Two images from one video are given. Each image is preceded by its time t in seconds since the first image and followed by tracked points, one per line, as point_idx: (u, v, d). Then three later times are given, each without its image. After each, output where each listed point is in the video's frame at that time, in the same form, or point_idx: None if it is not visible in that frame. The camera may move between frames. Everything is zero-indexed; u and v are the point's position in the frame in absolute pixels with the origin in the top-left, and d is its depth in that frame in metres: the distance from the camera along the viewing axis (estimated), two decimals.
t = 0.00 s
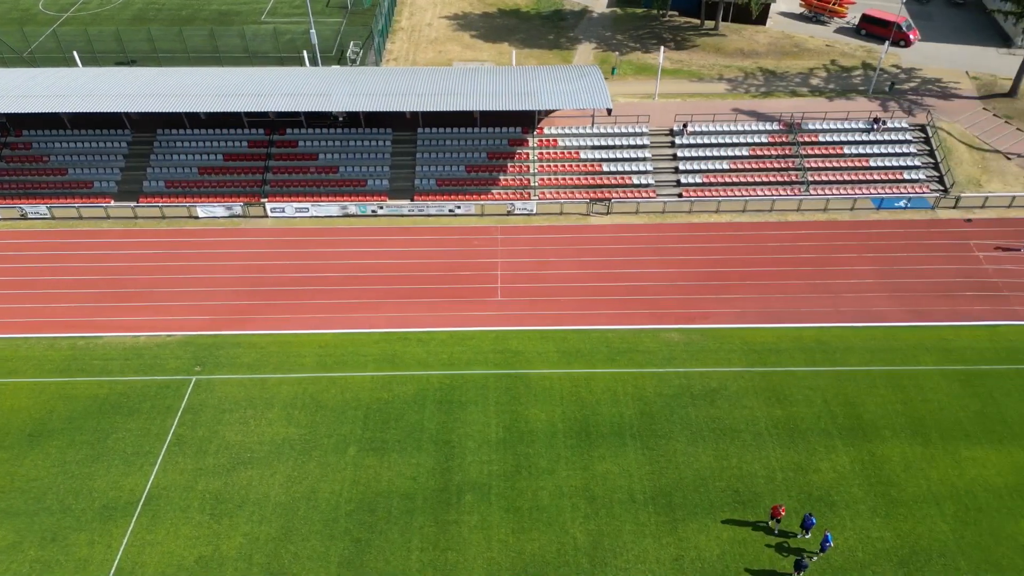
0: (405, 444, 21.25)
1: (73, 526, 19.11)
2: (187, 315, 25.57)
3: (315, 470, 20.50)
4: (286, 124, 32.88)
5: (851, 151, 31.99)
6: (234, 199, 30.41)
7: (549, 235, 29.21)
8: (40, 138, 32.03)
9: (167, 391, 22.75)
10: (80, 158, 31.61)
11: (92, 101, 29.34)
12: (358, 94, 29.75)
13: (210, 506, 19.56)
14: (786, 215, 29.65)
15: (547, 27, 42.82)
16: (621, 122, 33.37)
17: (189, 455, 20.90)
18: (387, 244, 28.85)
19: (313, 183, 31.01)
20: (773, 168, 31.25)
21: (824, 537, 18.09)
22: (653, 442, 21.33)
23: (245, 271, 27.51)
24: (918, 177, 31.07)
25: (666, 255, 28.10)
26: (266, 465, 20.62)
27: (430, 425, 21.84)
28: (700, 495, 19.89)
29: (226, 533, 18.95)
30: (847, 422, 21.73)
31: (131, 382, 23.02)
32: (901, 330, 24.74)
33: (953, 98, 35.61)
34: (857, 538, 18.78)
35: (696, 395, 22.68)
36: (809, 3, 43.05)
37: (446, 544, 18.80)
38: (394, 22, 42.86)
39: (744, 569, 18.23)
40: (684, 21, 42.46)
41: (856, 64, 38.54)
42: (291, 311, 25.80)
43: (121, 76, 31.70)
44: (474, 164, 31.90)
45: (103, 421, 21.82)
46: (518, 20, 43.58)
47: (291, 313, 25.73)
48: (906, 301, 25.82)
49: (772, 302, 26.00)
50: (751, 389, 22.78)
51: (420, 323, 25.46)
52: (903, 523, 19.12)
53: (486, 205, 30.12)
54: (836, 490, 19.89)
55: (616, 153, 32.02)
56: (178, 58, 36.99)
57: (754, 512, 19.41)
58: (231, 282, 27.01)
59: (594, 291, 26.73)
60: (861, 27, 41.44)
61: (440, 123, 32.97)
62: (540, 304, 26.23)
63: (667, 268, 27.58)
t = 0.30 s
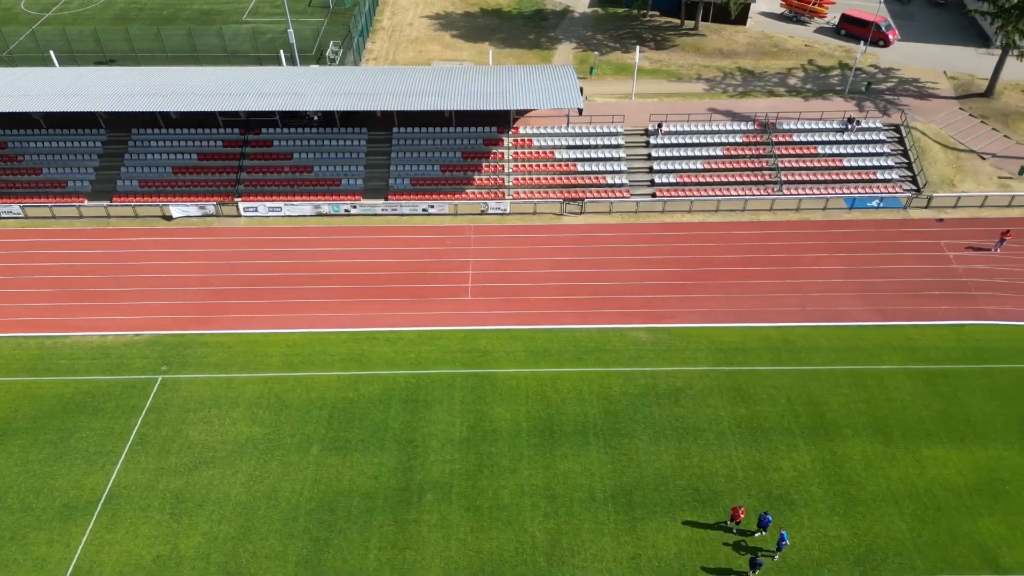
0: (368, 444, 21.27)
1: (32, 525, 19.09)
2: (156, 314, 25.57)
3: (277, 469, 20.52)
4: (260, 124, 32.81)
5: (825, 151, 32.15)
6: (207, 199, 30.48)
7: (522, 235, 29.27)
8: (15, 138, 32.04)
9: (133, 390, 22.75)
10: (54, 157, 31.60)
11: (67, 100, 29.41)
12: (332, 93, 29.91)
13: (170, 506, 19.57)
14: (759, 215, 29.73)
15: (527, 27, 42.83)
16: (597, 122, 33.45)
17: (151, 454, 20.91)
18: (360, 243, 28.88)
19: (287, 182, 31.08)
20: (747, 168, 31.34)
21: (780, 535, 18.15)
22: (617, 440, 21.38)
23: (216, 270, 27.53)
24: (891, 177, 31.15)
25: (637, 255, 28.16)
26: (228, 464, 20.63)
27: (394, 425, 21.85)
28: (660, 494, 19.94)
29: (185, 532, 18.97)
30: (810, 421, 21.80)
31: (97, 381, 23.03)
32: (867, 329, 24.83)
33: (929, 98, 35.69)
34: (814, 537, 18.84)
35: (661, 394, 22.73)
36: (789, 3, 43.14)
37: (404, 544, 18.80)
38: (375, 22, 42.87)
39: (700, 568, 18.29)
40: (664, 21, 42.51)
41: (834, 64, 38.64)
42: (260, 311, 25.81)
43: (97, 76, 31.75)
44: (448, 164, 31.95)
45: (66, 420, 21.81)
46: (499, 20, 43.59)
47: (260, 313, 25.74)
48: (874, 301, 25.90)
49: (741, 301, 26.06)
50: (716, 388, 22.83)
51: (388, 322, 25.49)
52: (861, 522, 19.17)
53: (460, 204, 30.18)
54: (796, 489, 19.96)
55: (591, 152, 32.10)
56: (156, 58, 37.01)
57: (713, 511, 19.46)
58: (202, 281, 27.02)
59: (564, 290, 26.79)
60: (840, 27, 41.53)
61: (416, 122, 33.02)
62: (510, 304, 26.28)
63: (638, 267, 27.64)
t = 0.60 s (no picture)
0: (331, 443, 21.29)
1: None
2: (125, 314, 25.57)
3: (239, 468, 20.55)
4: (236, 123, 33.10)
5: (799, 151, 32.27)
6: (180, 198, 30.53)
7: (495, 234, 29.32)
8: None
9: (98, 390, 22.75)
10: (28, 156, 31.59)
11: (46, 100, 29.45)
12: (305, 93, 29.97)
13: (130, 505, 19.58)
14: (731, 215, 29.83)
15: (508, 27, 42.86)
16: (572, 122, 33.53)
17: (114, 454, 20.92)
18: (332, 243, 28.90)
19: (260, 182, 31.19)
20: (721, 168, 31.47)
21: (737, 534, 18.19)
22: (579, 440, 21.42)
23: (187, 270, 27.54)
24: (864, 177, 31.26)
25: (609, 255, 28.21)
26: (190, 463, 20.64)
27: (358, 424, 21.86)
28: (620, 492, 19.98)
29: (144, 531, 18.97)
30: (772, 420, 21.86)
31: (62, 381, 23.01)
32: (834, 328, 24.88)
33: (906, 98, 35.75)
34: (771, 535, 18.89)
35: (626, 393, 22.77)
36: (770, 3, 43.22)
37: (363, 543, 18.83)
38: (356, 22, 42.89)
39: (656, 567, 18.34)
40: (645, 21, 42.58)
41: (812, 64, 38.71)
42: (230, 310, 25.83)
43: (72, 75, 31.72)
44: (423, 164, 32.01)
45: (30, 420, 21.79)
46: (480, 20, 43.60)
47: (229, 312, 25.74)
48: (842, 300, 25.98)
49: (710, 301, 26.12)
50: (681, 387, 22.89)
51: (357, 322, 25.52)
52: (818, 520, 19.22)
53: (433, 204, 30.22)
54: (755, 487, 20.02)
55: (566, 152, 32.17)
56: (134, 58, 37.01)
57: (672, 510, 19.51)
58: (172, 281, 27.03)
59: (535, 289, 26.85)
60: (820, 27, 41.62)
61: (391, 122, 33.13)
62: (480, 303, 26.32)
63: (609, 266, 27.68)
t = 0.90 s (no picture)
0: (294, 442, 21.32)
1: None
2: (94, 313, 25.55)
3: (201, 467, 20.58)
4: (211, 123, 33.34)
5: (773, 151, 32.39)
6: (154, 198, 30.59)
7: (467, 234, 29.36)
8: None
9: (64, 389, 22.74)
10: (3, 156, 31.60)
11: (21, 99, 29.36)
12: (278, 92, 29.94)
13: (91, 505, 19.59)
14: (704, 215, 29.94)
15: (489, 27, 42.89)
16: (548, 122, 33.61)
17: (76, 453, 20.93)
18: (304, 242, 28.91)
19: (234, 181, 31.28)
20: (695, 168, 31.61)
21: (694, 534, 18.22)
22: (542, 439, 21.46)
23: (158, 269, 27.55)
24: (837, 177, 31.43)
25: (580, 255, 28.23)
26: (152, 463, 20.66)
27: (322, 424, 21.90)
28: (581, 491, 20.04)
29: (103, 531, 18.98)
30: (735, 419, 21.91)
31: (28, 380, 22.99)
32: (801, 328, 24.95)
33: (882, 98, 35.84)
34: (729, 534, 18.93)
35: (590, 392, 22.82)
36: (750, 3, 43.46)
37: (321, 542, 18.86)
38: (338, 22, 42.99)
39: (612, 566, 18.37)
40: (625, 21, 42.73)
41: (791, 64, 38.78)
42: (199, 310, 25.82)
43: (46, 75, 31.61)
44: (398, 163, 32.14)
45: None
46: (462, 20, 43.62)
47: (198, 312, 25.74)
48: (810, 300, 26.05)
49: (679, 301, 26.17)
50: (646, 386, 22.95)
51: (326, 322, 25.52)
52: (777, 519, 19.25)
53: (407, 204, 30.27)
54: (715, 486, 20.08)
55: (540, 152, 32.27)
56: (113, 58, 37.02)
57: (632, 509, 19.56)
58: (143, 280, 27.02)
59: (505, 288, 26.89)
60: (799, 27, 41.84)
61: (367, 122, 33.38)
62: (450, 303, 26.34)
63: (580, 266, 27.72)
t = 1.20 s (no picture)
0: (257, 442, 21.34)
1: None
2: (63, 312, 25.55)
3: (162, 467, 20.54)
4: (186, 122, 33.63)
5: (747, 151, 32.63)
6: (128, 197, 30.80)
7: (440, 233, 29.43)
8: None
9: (29, 389, 22.71)
10: None
11: None
12: (251, 91, 29.84)
13: (50, 503, 19.49)
14: (676, 215, 30.09)
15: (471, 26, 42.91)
16: (524, 122, 33.74)
17: (39, 452, 20.88)
18: (276, 241, 28.95)
19: (208, 181, 31.51)
20: (669, 168, 31.85)
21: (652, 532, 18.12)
22: (506, 438, 21.45)
23: (129, 268, 27.60)
24: (809, 176, 31.56)
25: (552, 254, 28.29)
26: (114, 463, 20.63)
27: (286, 423, 21.93)
28: (542, 490, 20.00)
29: (60, 530, 18.82)
30: (698, 418, 21.94)
31: None
32: (767, 327, 25.02)
33: (859, 98, 35.93)
34: (688, 532, 18.77)
35: (555, 391, 22.87)
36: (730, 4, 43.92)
37: (279, 541, 18.70)
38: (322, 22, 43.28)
39: (571, 564, 18.16)
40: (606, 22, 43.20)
41: (770, 64, 38.85)
42: (168, 309, 25.82)
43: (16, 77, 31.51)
44: (372, 163, 32.47)
45: None
46: (444, 19, 43.66)
47: (168, 311, 25.75)
48: (778, 299, 26.15)
49: (647, 300, 26.24)
50: (610, 385, 23.01)
51: (295, 321, 25.53)
52: (738, 517, 19.05)
53: (380, 203, 30.37)
54: (676, 484, 20.03)
55: (515, 152, 32.57)
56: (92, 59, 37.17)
57: (592, 508, 19.49)
58: (113, 279, 27.05)
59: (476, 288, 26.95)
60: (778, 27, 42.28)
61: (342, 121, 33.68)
62: (420, 302, 26.38)
63: (551, 265, 27.78)
